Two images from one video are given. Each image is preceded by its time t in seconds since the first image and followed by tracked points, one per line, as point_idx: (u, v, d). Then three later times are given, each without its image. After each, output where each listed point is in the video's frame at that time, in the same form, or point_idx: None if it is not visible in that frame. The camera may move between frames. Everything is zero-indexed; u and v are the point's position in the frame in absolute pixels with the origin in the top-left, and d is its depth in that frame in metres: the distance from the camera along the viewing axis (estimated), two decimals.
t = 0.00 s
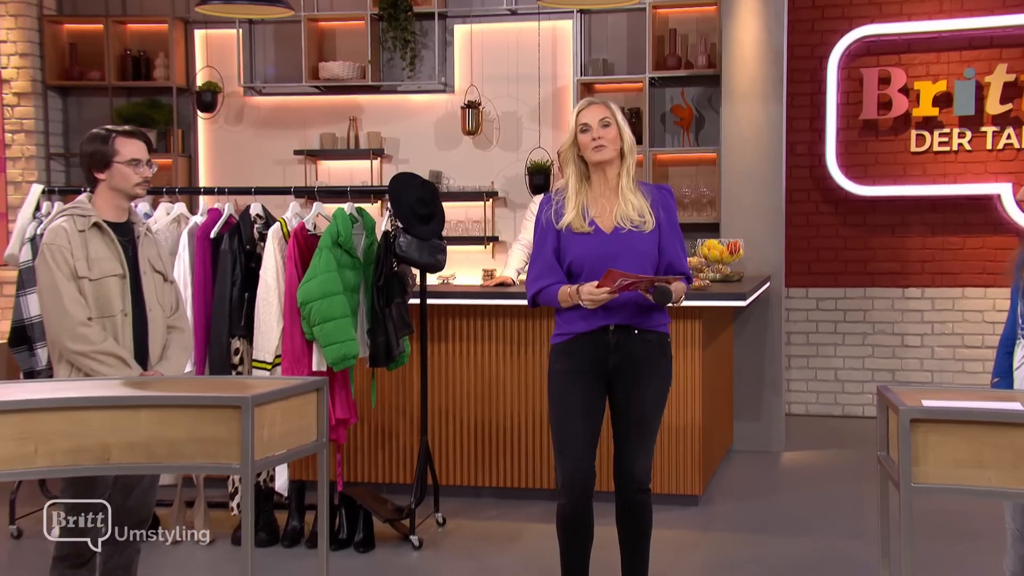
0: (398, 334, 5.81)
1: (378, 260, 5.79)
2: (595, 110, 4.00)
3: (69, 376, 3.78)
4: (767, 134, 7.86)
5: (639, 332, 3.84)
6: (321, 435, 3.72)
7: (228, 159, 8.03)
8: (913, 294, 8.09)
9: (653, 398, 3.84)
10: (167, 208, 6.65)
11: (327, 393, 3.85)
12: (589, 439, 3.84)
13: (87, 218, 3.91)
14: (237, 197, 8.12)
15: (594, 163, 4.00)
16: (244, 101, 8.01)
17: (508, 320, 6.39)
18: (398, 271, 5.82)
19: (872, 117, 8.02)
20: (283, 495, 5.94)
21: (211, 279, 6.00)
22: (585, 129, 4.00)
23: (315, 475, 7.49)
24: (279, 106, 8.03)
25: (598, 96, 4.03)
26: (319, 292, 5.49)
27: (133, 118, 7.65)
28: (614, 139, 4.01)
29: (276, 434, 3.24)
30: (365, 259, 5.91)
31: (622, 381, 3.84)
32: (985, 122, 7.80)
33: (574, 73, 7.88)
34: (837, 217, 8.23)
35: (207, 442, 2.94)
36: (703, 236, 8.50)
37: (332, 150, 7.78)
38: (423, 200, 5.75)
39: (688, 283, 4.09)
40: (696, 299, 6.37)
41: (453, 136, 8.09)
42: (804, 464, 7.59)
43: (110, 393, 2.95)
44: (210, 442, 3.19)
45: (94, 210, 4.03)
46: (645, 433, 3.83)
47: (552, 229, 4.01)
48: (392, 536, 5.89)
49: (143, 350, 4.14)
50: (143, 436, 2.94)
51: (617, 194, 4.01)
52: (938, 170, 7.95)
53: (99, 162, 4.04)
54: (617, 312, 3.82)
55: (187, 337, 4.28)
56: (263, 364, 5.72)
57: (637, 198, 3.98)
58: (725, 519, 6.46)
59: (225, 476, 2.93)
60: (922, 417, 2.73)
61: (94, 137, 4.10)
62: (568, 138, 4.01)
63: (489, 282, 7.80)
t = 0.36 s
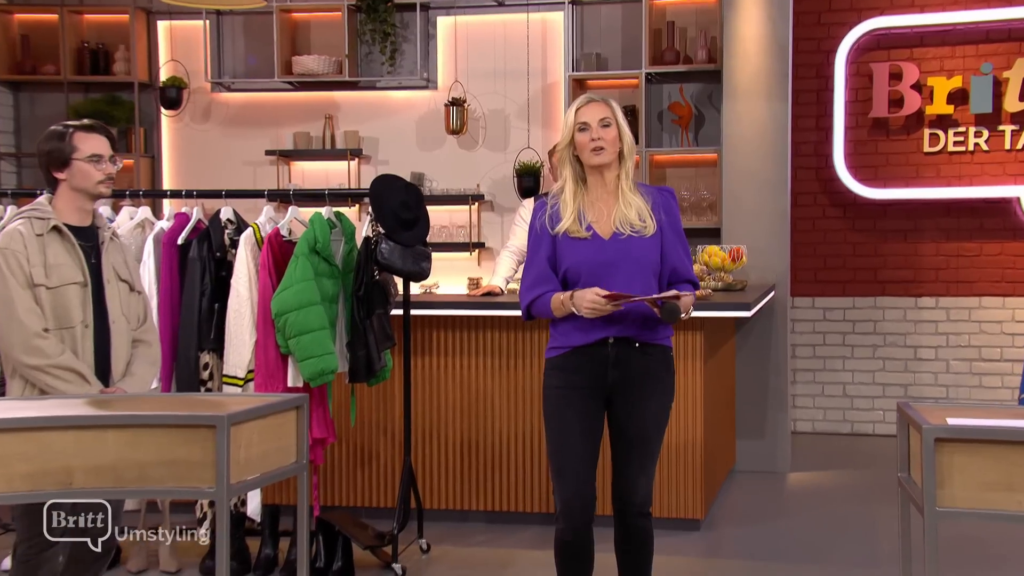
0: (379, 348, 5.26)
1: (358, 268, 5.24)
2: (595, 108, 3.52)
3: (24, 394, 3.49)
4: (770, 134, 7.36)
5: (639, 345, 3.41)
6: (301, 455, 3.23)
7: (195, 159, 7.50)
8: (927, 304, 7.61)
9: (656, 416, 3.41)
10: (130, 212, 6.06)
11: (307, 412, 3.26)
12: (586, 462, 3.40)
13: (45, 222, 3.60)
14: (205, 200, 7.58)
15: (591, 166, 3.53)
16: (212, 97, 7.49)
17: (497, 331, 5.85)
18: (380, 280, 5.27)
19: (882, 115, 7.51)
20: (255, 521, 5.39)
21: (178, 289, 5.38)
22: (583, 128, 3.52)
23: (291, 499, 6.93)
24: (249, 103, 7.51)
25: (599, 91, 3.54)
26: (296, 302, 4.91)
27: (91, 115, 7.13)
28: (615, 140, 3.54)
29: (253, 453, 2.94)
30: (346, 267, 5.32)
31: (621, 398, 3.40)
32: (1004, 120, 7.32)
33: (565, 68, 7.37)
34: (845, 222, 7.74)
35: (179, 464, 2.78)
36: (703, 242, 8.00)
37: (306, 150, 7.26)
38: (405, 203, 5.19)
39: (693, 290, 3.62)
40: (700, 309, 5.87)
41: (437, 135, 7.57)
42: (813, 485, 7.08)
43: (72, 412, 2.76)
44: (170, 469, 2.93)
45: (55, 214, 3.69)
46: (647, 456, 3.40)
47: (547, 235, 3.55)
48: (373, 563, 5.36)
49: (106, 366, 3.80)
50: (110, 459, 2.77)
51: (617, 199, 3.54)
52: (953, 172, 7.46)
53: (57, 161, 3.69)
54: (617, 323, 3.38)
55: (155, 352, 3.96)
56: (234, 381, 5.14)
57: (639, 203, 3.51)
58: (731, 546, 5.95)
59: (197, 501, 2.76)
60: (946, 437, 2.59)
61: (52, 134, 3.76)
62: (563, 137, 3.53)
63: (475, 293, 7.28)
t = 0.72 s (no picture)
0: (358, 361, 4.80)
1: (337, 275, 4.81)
2: (595, 104, 3.21)
3: None
4: (774, 132, 6.89)
5: (638, 356, 3.12)
6: (280, 477, 2.93)
7: (157, 159, 7.01)
8: (940, 313, 7.15)
9: (658, 432, 3.14)
10: (90, 215, 5.52)
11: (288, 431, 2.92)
12: (582, 482, 3.14)
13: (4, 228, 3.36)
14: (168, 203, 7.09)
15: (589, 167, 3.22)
16: (175, 92, 7.01)
17: (484, 343, 5.35)
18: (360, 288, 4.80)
19: (893, 112, 7.04)
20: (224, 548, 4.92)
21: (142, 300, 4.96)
22: (582, 125, 3.21)
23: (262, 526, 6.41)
24: (216, 99, 7.02)
25: (599, 87, 3.23)
26: (271, 313, 4.54)
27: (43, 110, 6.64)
28: (616, 139, 3.22)
29: (229, 475, 2.67)
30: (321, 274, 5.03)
31: (619, 413, 3.14)
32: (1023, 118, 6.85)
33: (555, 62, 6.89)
34: (853, 226, 7.26)
35: (147, 489, 2.53)
36: (701, 247, 7.53)
37: (276, 149, 6.77)
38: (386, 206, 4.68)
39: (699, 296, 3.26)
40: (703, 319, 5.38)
41: (417, 133, 7.08)
42: (822, 506, 6.59)
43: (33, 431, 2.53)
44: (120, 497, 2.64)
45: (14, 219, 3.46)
46: (647, 474, 3.14)
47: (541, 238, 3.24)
48: None
49: (65, 384, 3.55)
50: (72, 483, 2.53)
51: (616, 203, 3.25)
52: (968, 173, 7.00)
53: (17, 162, 3.49)
54: (614, 331, 3.11)
55: (119, 368, 3.71)
56: (202, 399, 4.71)
57: (640, 208, 3.21)
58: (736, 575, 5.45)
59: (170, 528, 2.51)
60: (974, 457, 2.49)
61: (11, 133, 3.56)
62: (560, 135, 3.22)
63: (459, 302, 6.79)
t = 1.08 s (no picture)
0: (337, 376, 4.46)
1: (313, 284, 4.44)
2: (594, 101, 2.85)
3: None
4: (779, 131, 6.46)
5: (639, 373, 2.78)
6: (257, 501, 2.77)
7: (118, 160, 6.56)
8: (954, 324, 6.73)
9: (662, 452, 2.79)
10: (47, 220, 5.00)
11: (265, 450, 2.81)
12: (579, 508, 2.80)
13: None
14: (130, 207, 6.64)
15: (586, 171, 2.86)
16: (137, 88, 6.56)
17: (471, 358, 4.89)
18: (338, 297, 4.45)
19: (904, 110, 6.61)
20: None
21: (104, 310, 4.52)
22: (579, 125, 2.85)
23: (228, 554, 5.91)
24: (181, 96, 6.58)
25: (599, 83, 2.87)
26: (245, 324, 4.13)
27: None
28: (616, 141, 2.87)
29: (204, 500, 2.53)
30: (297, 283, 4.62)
31: (618, 431, 2.79)
32: None
33: (545, 57, 6.45)
34: (862, 232, 6.83)
35: (119, 513, 2.40)
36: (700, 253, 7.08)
37: (246, 149, 6.32)
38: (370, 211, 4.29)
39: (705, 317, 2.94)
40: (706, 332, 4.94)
41: (397, 133, 6.63)
42: (830, 531, 6.14)
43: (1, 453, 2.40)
44: (64, 533, 2.40)
45: None
46: (649, 498, 2.79)
47: (531, 247, 2.88)
48: None
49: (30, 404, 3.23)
50: (33, 510, 2.39)
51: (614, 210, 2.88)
52: (984, 174, 6.57)
53: None
54: (612, 347, 2.77)
55: (87, 383, 3.37)
56: (169, 418, 4.30)
57: (641, 217, 2.86)
58: None
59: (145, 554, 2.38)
60: (1005, 479, 2.30)
61: None
62: (554, 135, 2.85)
63: (442, 313, 6.34)
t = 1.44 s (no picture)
0: (315, 391, 4.01)
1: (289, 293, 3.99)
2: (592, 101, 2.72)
3: None
4: (784, 129, 6.05)
5: (640, 388, 2.60)
6: (234, 526, 2.47)
7: (76, 159, 6.15)
8: (970, 335, 6.34)
9: (664, 473, 2.61)
10: None
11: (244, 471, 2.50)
12: (576, 533, 2.63)
13: None
14: (89, 209, 6.22)
15: (585, 173, 2.73)
16: (95, 82, 6.15)
17: (460, 371, 4.43)
18: (317, 306, 3.99)
19: (916, 106, 6.20)
20: None
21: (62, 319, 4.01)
22: (577, 126, 2.71)
23: None
24: (143, 90, 6.16)
25: (596, 82, 2.75)
26: (216, 335, 3.71)
27: None
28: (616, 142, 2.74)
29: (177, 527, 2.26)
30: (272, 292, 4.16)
31: (618, 451, 2.60)
32: None
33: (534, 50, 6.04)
34: (872, 236, 6.43)
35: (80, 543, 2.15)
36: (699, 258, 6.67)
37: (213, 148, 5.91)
38: (348, 214, 3.84)
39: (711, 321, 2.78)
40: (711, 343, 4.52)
41: (376, 131, 6.20)
42: (839, 556, 5.73)
43: None
44: (63, 536, 2.15)
45: None
46: (653, 522, 2.62)
47: (529, 247, 2.74)
48: None
49: None
50: None
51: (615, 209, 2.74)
52: (1002, 175, 6.16)
53: None
54: (613, 356, 2.59)
55: (48, 400, 2.95)
56: (134, 436, 3.82)
57: (643, 214, 2.72)
58: None
59: None
60: None
61: None
62: (552, 137, 2.72)
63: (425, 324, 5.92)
